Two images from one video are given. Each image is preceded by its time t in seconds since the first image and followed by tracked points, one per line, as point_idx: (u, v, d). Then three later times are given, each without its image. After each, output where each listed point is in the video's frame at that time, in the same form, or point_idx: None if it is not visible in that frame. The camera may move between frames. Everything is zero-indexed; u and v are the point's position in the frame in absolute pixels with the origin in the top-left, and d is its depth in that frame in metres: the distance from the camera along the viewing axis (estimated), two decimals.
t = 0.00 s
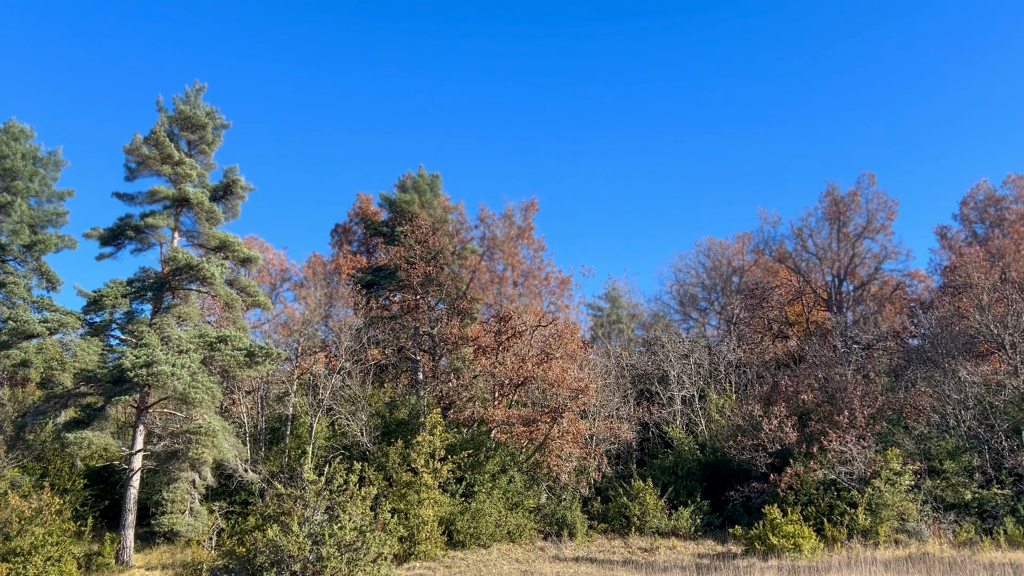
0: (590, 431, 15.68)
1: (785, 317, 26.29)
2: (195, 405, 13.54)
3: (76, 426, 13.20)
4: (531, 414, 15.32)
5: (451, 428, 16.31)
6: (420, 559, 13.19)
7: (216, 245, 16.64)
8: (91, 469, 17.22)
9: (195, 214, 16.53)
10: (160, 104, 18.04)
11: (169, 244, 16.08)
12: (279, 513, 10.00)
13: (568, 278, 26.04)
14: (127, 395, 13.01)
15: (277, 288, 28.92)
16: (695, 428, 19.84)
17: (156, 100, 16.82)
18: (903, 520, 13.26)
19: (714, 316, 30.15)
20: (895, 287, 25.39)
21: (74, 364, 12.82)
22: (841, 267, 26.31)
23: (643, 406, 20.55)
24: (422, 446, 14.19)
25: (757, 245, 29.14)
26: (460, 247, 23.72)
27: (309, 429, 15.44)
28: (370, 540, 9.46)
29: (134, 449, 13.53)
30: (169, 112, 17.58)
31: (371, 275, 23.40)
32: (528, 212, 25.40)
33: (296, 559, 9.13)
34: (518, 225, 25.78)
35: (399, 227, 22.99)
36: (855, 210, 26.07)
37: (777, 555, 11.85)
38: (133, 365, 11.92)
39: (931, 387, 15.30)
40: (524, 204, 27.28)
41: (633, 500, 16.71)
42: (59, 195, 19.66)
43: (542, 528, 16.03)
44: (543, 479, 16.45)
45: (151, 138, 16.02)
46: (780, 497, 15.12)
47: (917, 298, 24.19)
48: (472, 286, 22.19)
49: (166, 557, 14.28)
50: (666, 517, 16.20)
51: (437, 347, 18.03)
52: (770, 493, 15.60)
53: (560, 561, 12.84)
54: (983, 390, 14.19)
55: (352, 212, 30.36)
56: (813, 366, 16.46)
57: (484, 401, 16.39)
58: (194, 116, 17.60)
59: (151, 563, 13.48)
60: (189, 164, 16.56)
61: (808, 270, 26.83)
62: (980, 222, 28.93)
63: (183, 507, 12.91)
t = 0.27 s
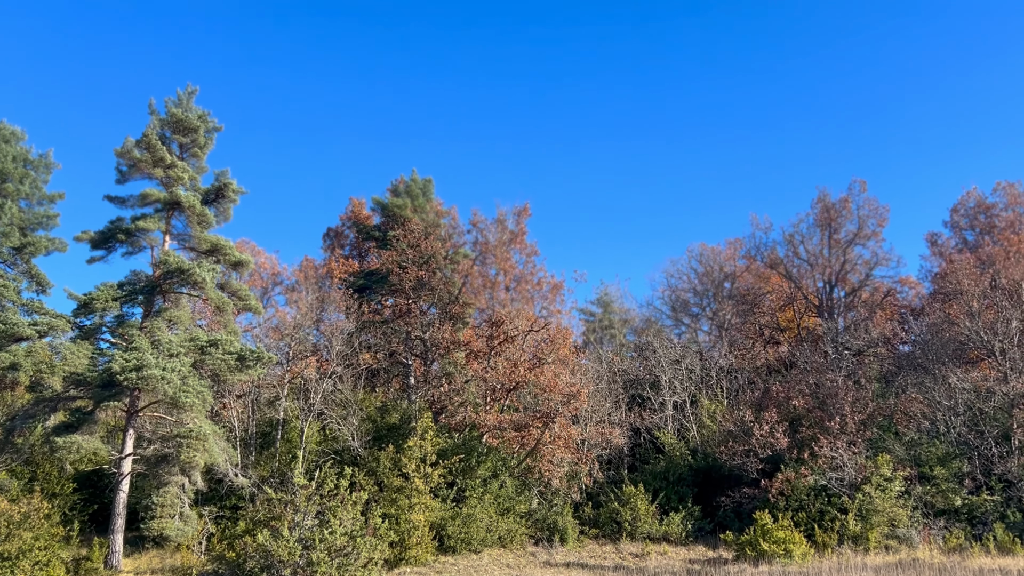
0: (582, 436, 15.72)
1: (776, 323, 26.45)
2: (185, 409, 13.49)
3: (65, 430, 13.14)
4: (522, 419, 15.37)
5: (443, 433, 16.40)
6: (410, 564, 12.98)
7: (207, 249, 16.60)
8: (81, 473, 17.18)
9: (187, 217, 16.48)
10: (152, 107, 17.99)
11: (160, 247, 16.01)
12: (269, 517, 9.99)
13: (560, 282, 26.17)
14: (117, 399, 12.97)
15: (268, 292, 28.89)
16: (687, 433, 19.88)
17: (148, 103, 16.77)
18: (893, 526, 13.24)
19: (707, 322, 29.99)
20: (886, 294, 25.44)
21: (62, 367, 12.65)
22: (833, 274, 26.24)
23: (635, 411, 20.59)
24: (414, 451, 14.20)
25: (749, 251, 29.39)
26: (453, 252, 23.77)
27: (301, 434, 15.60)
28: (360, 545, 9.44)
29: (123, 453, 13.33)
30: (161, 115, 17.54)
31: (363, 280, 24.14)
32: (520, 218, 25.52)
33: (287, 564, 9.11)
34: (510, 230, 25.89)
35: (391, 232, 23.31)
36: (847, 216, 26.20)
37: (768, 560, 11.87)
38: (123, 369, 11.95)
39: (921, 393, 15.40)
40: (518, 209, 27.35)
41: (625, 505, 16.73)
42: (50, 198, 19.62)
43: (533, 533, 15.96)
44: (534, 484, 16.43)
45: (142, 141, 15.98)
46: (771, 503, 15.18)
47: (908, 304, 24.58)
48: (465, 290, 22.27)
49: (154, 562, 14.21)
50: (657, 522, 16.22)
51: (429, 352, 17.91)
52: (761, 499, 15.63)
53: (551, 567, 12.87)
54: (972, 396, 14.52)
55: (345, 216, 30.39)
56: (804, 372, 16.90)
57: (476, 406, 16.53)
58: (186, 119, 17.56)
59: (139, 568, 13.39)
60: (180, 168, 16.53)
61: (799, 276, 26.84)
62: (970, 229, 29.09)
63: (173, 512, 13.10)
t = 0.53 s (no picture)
0: (573, 441, 15.73)
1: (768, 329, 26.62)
2: (175, 413, 13.45)
3: (54, 434, 13.09)
4: (514, 423, 15.42)
5: (434, 437, 16.32)
6: (401, 570, 13.05)
7: (198, 252, 16.57)
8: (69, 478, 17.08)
9: (178, 221, 16.43)
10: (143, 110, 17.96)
11: (150, 250, 15.98)
12: (259, 522, 9.98)
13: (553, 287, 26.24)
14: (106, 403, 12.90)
15: (259, 296, 28.83)
16: (678, 439, 19.90)
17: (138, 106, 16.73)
18: (883, 533, 13.31)
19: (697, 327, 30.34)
20: (877, 300, 25.61)
21: (53, 370, 12.75)
22: (824, 279, 26.38)
23: (626, 417, 20.59)
24: (405, 455, 14.05)
25: (741, 256, 29.53)
26: (445, 257, 23.79)
27: (291, 438, 15.50)
28: (350, 550, 9.43)
29: (113, 457, 13.25)
30: (153, 118, 17.50)
31: (355, 284, 24.23)
32: (512, 223, 25.61)
33: (277, 569, 9.08)
34: (502, 235, 25.99)
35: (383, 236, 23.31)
36: (838, 222, 26.34)
37: (759, 566, 11.87)
38: (113, 373, 11.88)
39: (911, 400, 15.23)
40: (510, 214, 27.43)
41: (616, 511, 16.74)
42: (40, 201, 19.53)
43: (524, 538, 16.01)
44: (526, 489, 16.45)
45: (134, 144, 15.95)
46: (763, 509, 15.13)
47: (898, 311, 24.99)
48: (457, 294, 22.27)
49: (143, 567, 14.16)
50: (648, 528, 16.25)
51: (420, 357, 17.77)
52: (752, 505, 15.71)
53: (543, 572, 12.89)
54: (962, 403, 14.37)
55: (337, 219, 30.36)
56: (796, 377, 16.81)
57: (468, 411, 16.53)
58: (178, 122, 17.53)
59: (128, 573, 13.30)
60: (172, 171, 16.51)
61: (790, 282, 27.06)
62: (960, 236, 29.24)
63: (162, 515, 13.09)
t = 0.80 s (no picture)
0: (564, 446, 15.74)
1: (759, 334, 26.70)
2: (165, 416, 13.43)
3: (43, 437, 13.04)
4: (505, 429, 15.44)
5: (424, 442, 16.39)
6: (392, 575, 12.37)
7: (189, 256, 16.53)
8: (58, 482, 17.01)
9: (169, 224, 16.40)
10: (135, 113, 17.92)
11: (141, 253, 15.94)
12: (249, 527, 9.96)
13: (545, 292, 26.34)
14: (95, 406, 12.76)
15: (250, 299, 28.78)
16: (669, 444, 19.93)
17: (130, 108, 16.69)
18: (873, 539, 13.32)
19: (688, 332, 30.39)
20: (867, 307, 25.95)
21: (42, 374, 12.73)
22: (814, 286, 26.48)
23: (617, 422, 20.61)
24: (395, 460, 13.96)
25: (732, 262, 29.67)
26: (437, 261, 23.77)
27: (281, 442, 15.49)
28: (340, 555, 9.42)
29: (102, 460, 13.09)
30: (145, 121, 17.47)
31: (345, 287, 24.05)
32: (505, 227, 25.62)
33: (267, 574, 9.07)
34: (494, 240, 26.03)
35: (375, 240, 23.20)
36: (829, 228, 26.47)
37: (749, 572, 11.88)
38: (102, 377, 11.83)
39: (902, 406, 15.36)
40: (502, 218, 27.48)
41: (607, 516, 16.75)
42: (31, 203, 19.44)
43: (514, 543, 16.00)
44: (516, 494, 16.57)
45: (125, 147, 15.91)
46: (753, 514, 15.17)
47: (889, 317, 25.31)
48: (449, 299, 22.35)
49: (131, 571, 14.11)
50: (639, 533, 16.26)
51: (412, 361, 17.85)
52: (742, 511, 15.72)
53: None
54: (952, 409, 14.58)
55: (329, 223, 30.34)
56: (787, 383, 16.88)
57: (459, 415, 16.51)
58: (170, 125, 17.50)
59: None
60: (163, 174, 16.48)
61: (781, 288, 27.02)
62: (950, 243, 29.40)
63: (151, 520, 13.05)
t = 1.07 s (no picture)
0: (555, 451, 15.74)
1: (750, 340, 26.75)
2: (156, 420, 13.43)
3: (31, 441, 12.98)
4: (496, 434, 15.54)
5: (415, 447, 16.50)
6: None
7: (180, 259, 16.49)
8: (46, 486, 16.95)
9: (160, 227, 16.36)
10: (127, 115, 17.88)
11: (132, 256, 15.89)
12: (238, 531, 9.94)
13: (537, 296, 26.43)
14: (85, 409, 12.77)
15: (241, 303, 28.68)
16: (660, 449, 19.95)
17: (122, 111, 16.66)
18: (863, 544, 13.38)
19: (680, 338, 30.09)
20: (857, 313, 26.04)
21: (30, 378, 12.52)
22: (805, 291, 26.78)
23: (608, 427, 20.64)
24: (387, 464, 13.82)
25: (724, 268, 29.82)
26: (429, 265, 23.77)
27: (272, 447, 15.55)
28: (330, 560, 9.39)
29: (91, 464, 13.00)
30: (136, 124, 17.44)
31: (338, 291, 24.30)
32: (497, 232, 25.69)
33: None
34: (487, 244, 26.06)
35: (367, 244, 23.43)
36: (820, 234, 26.63)
37: None
38: (92, 380, 11.78)
39: (892, 412, 15.46)
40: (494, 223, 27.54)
41: (597, 521, 16.75)
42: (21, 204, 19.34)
43: (505, 548, 15.94)
44: (507, 499, 16.50)
45: (116, 149, 15.87)
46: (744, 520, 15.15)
47: (879, 323, 25.46)
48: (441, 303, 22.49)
49: None
50: (629, 538, 16.25)
51: (403, 365, 17.89)
52: (733, 516, 15.61)
53: None
54: (942, 415, 14.70)
55: (320, 227, 30.31)
56: (777, 389, 16.93)
57: (450, 420, 16.55)
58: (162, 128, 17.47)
59: None
60: (154, 177, 16.46)
61: (772, 294, 27.10)
62: (940, 249, 29.53)
63: (139, 524, 12.97)
